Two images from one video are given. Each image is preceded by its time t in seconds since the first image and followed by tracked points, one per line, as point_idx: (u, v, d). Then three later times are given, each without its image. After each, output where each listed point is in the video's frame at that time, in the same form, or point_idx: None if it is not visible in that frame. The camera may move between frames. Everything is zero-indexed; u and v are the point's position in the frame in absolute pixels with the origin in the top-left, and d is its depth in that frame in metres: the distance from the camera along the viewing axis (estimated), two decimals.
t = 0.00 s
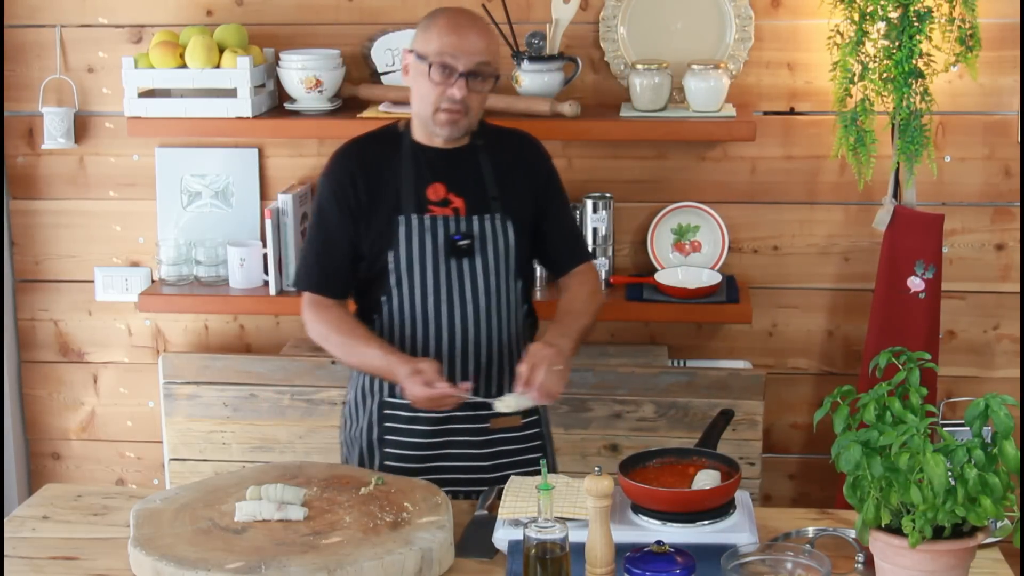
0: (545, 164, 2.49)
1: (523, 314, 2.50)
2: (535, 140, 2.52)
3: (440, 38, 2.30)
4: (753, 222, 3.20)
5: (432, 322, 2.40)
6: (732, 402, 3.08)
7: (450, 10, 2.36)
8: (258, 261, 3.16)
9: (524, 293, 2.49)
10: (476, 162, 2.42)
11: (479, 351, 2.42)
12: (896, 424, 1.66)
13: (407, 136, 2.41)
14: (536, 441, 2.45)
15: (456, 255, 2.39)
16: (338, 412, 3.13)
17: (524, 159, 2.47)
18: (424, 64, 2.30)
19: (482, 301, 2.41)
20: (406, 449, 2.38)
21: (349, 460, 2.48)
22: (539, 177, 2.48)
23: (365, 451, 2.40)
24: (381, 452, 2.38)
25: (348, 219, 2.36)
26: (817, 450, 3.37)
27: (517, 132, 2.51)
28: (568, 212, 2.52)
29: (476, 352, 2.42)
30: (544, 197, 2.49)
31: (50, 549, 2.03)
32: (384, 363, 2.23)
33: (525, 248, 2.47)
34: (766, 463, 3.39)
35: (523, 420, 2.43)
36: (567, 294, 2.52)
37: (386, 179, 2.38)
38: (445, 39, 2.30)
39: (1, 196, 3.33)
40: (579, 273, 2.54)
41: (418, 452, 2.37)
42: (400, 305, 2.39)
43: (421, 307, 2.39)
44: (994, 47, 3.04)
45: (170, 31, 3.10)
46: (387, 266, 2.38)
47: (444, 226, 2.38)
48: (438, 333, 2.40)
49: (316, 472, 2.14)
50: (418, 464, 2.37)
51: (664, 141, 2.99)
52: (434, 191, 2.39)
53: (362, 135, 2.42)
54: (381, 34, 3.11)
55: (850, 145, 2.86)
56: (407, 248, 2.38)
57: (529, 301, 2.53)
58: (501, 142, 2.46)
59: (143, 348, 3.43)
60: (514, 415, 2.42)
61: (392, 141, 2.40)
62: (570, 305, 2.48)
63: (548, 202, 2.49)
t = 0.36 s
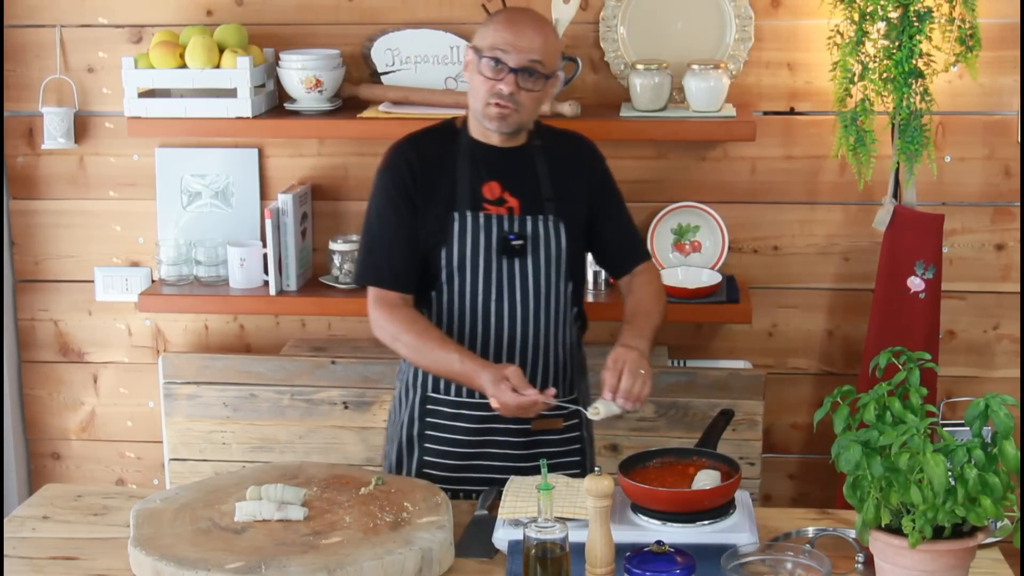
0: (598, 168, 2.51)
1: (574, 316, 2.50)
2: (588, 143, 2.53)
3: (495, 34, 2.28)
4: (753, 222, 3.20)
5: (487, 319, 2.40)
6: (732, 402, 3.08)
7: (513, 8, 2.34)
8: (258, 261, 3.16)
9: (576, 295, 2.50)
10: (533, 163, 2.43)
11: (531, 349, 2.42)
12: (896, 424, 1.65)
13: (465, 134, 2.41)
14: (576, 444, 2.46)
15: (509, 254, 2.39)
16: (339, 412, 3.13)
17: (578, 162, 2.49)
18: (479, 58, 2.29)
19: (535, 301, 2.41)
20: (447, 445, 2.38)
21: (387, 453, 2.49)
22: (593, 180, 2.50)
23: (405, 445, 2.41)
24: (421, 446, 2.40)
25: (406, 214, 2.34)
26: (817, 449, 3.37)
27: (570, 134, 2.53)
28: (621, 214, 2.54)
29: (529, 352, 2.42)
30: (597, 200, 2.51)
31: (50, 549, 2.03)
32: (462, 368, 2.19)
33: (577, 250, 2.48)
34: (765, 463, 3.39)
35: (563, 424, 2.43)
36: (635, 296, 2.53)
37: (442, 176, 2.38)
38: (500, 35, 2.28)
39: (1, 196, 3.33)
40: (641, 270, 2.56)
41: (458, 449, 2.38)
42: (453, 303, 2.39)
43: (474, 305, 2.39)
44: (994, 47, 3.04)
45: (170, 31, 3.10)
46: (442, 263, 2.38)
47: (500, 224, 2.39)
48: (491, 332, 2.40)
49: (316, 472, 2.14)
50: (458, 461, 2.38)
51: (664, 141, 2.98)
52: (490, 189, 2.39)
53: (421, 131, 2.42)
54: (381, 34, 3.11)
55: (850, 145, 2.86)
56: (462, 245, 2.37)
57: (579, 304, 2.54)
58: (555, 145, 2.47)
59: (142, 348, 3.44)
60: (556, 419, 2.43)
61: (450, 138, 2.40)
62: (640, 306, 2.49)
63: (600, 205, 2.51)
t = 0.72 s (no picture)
0: (641, 175, 2.49)
1: (611, 323, 2.52)
2: (634, 149, 2.51)
3: (557, 69, 2.16)
4: (753, 222, 3.20)
5: (525, 326, 2.43)
6: (732, 402, 3.08)
7: (577, 35, 2.18)
8: (258, 261, 3.16)
9: (615, 303, 2.51)
10: (575, 172, 2.43)
11: (566, 355, 2.45)
12: (896, 424, 1.66)
13: (507, 140, 2.41)
14: (608, 449, 2.50)
15: (548, 264, 2.41)
16: (339, 412, 3.13)
17: (622, 170, 2.47)
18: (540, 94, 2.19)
19: (573, 310, 2.43)
20: (479, 449, 2.43)
21: (422, 453, 2.55)
22: (635, 190, 2.48)
23: (439, 447, 2.47)
24: (455, 448, 2.45)
25: (446, 220, 2.36)
26: (817, 449, 3.37)
27: (615, 139, 2.51)
28: (662, 224, 2.52)
29: (564, 358, 2.46)
30: (640, 208, 2.50)
31: (50, 549, 2.03)
32: (498, 379, 2.21)
33: (616, 258, 2.49)
34: (765, 463, 3.39)
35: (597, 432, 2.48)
36: (668, 311, 2.52)
37: (483, 183, 2.39)
38: (562, 74, 2.15)
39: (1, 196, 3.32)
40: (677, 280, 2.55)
41: (491, 453, 2.43)
42: (491, 308, 2.43)
43: (511, 312, 2.42)
44: (994, 47, 3.04)
45: (170, 31, 3.10)
46: (481, 269, 2.40)
47: (539, 234, 2.40)
48: (528, 338, 2.44)
49: (316, 472, 2.14)
50: (492, 465, 2.43)
51: (664, 141, 2.98)
52: (531, 198, 2.40)
53: (464, 134, 2.43)
54: (381, 34, 3.11)
55: (850, 145, 2.86)
56: (501, 252, 2.39)
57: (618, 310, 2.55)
58: (599, 151, 2.46)
59: (143, 348, 3.44)
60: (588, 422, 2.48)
61: (493, 144, 2.41)
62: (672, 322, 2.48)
63: (642, 213, 2.50)
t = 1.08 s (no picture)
0: (661, 183, 2.51)
1: (627, 329, 2.54)
2: (654, 157, 2.53)
3: (585, 87, 2.20)
4: (753, 222, 3.20)
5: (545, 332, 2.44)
6: (732, 402, 3.07)
7: (607, 48, 2.21)
8: (258, 261, 3.16)
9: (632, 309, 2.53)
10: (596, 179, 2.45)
11: (585, 362, 2.46)
12: (896, 424, 1.65)
13: (530, 146, 2.41)
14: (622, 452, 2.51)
15: (569, 272, 2.41)
16: (339, 412, 3.13)
17: (642, 176, 2.49)
18: (569, 109, 2.23)
19: (593, 317, 2.44)
20: (494, 451, 2.46)
21: (437, 453, 2.58)
22: (652, 198, 2.50)
23: (454, 448, 2.50)
24: (471, 450, 2.48)
25: (469, 225, 2.35)
26: (817, 450, 3.37)
27: (636, 147, 2.52)
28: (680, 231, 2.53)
29: (582, 365, 2.46)
30: (660, 216, 2.51)
31: (50, 549, 2.03)
32: (519, 388, 2.21)
33: (635, 266, 2.50)
34: (765, 463, 3.39)
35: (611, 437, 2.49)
36: (679, 325, 2.49)
37: (506, 189, 2.39)
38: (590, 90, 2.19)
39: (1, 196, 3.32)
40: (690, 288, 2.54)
41: (507, 456, 2.45)
42: (511, 313, 2.43)
43: (532, 318, 2.43)
44: (995, 47, 3.04)
45: (170, 31, 3.10)
46: (502, 276, 2.41)
47: (561, 241, 2.40)
48: (547, 344, 2.44)
49: (316, 472, 2.14)
50: (507, 467, 2.45)
51: (665, 141, 2.98)
52: (553, 205, 2.41)
53: (486, 139, 2.43)
54: (381, 34, 3.11)
55: (850, 145, 2.86)
56: (522, 259, 2.39)
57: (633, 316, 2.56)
58: (620, 158, 2.48)
59: (143, 348, 3.44)
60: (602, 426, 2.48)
61: (515, 149, 2.42)
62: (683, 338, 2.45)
63: (661, 221, 2.51)
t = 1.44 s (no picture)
0: (664, 187, 2.50)
1: (629, 332, 2.54)
2: (659, 161, 2.52)
3: (589, 90, 2.20)
4: (753, 222, 3.20)
5: (547, 335, 2.44)
6: (732, 402, 3.07)
7: (610, 51, 2.21)
8: (258, 261, 3.16)
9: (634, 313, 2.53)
10: (600, 183, 2.45)
11: (586, 366, 2.47)
12: (896, 424, 1.66)
13: (534, 151, 2.42)
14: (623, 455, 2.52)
15: (571, 277, 2.42)
16: (339, 412, 3.13)
17: (645, 181, 2.48)
18: (574, 113, 2.23)
19: (596, 322, 2.45)
20: (496, 454, 2.46)
21: (439, 454, 2.58)
22: (658, 202, 2.49)
23: (455, 451, 2.50)
24: (472, 452, 2.48)
25: (475, 230, 2.36)
26: (817, 450, 3.37)
27: (640, 150, 2.52)
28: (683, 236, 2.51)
29: (585, 368, 2.47)
30: (664, 220, 2.50)
31: (50, 549, 2.03)
32: (533, 396, 2.17)
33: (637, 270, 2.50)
34: (765, 463, 3.39)
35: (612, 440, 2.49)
36: (680, 335, 2.47)
37: (510, 195, 2.40)
38: (594, 93, 2.20)
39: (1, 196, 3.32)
40: (691, 294, 2.52)
41: (508, 458, 2.45)
42: (513, 317, 2.44)
43: (534, 323, 2.44)
44: (995, 47, 3.04)
45: (170, 31, 3.10)
46: (505, 281, 2.42)
47: (563, 247, 2.41)
48: (549, 349, 2.45)
49: (316, 472, 2.14)
50: (509, 469, 2.45)
51: (665, 141, 2.98)
52: (557, 211, 2.42)
53: (490, 144, 2.43)
54: (381, 34, 3.11)
55: (850, 145, 2.86)
56: (524, 265, 2.40)
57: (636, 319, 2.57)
58: (624, 162, 2.48)
59: (143, 348, 3.44)
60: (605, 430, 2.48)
61: (520, 154, 2.42)
62: (685, 350, 2.42)
63: (664, 226, 2.50)
